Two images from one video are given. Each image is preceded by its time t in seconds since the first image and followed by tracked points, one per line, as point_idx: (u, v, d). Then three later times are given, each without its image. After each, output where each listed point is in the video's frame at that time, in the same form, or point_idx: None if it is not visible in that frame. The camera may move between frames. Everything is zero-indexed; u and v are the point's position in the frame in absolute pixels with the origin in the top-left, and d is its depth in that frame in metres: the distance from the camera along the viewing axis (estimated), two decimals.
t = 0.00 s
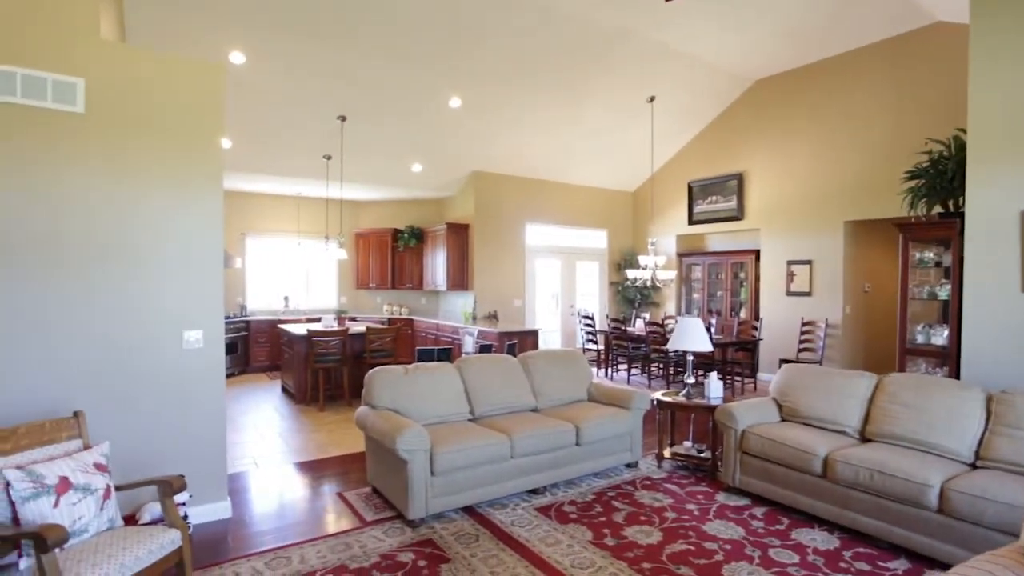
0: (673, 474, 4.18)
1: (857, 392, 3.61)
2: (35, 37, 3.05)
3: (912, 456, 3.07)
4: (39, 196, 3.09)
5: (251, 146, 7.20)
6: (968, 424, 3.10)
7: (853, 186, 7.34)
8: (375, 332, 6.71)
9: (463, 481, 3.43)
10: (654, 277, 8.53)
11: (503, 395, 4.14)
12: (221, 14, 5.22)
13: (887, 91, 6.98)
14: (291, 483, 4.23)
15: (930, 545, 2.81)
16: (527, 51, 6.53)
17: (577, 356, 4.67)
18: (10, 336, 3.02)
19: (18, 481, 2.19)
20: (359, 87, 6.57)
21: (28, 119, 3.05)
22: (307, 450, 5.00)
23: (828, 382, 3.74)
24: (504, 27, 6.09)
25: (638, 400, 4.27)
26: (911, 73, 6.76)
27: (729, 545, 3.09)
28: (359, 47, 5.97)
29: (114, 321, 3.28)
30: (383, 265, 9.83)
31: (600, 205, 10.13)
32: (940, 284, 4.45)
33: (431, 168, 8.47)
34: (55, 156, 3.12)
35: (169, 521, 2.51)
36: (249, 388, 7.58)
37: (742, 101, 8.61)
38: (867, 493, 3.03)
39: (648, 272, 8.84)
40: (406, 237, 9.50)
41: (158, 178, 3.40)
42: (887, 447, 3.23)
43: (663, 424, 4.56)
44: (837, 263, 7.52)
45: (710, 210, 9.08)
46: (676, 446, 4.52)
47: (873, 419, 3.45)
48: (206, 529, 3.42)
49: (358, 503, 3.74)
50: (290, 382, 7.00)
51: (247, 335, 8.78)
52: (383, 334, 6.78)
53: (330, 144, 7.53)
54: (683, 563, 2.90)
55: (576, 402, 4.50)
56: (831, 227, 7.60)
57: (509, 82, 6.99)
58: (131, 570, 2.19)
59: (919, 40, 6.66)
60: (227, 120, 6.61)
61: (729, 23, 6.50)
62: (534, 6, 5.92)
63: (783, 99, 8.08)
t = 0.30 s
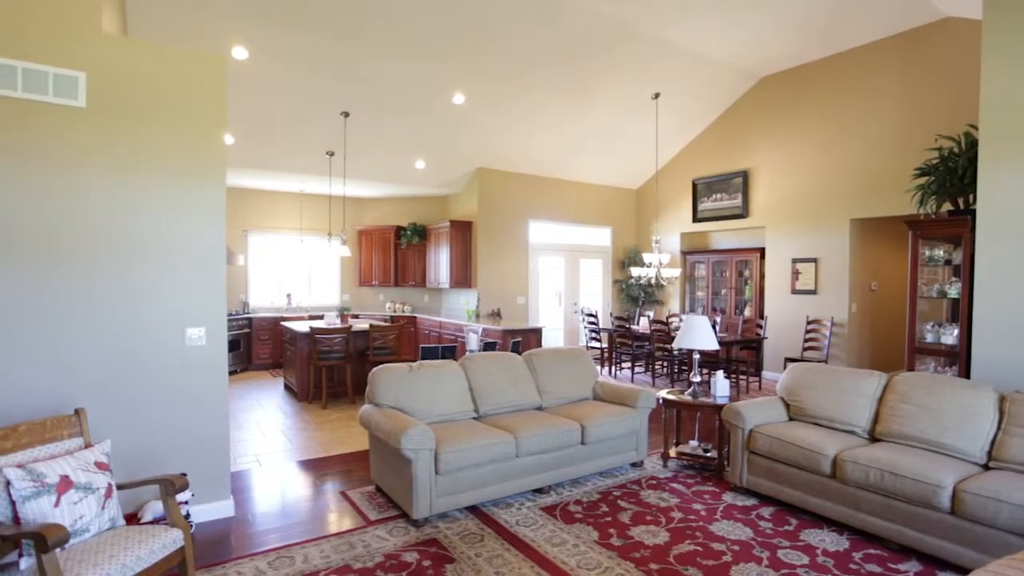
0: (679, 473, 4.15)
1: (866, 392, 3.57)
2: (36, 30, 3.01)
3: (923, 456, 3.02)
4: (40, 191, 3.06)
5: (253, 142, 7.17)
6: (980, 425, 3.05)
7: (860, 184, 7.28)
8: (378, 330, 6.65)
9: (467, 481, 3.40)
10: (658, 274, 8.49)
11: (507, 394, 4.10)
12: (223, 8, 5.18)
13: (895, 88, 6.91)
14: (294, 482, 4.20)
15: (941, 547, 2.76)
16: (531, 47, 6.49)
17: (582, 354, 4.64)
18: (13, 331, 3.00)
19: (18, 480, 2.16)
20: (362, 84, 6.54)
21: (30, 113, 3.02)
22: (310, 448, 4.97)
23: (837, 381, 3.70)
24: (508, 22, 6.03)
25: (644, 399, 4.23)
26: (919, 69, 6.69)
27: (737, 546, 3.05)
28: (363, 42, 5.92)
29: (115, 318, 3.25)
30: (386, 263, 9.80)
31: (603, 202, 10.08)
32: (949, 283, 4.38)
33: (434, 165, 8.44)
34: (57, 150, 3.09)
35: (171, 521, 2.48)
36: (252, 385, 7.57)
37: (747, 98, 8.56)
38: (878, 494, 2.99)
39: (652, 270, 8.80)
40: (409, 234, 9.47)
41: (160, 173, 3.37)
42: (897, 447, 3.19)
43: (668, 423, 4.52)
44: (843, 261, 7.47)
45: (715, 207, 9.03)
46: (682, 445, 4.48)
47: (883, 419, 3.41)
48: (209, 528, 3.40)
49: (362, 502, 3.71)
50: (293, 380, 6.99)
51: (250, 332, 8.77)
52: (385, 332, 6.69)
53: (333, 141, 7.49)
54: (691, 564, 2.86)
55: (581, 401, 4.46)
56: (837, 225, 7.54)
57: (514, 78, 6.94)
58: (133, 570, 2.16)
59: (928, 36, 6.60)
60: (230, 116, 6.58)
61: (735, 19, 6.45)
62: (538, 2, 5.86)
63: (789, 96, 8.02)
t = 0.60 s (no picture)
0: (685, 474, 4.10)
1: (877, 392, 3.52)
2: (37, 24, 2.97)
3: (935, 459, 2.97)
4: (41, 188, 3.02)
5: (256, 140, 7.13)
6: (994, 427, 3.00)
7: (865, 183, 7.24)
8: (381, 329, 6.60)
9: (472, 482, 3.35)
10: (662, 274, 8.44)
11: (512, 394, 4.06)
12: (225, 4, 5.13)
13: (903, 86, 6.85)
14: (296, 482, 4.16)
15: (956, 552, 2.71)
16: (535, 45, 6.44)
17: (587, 354, 4.60)
18: (13, 328, 2.96)
19: (17, 481, 2.12)
20: (365, 81, 6.49)
21: (30, 108, 2.98)
22: (312, 447, 4.94)
23: (846, 382, 3.65)
24: (512, 19, 5.98)
25: (649, 399, 4.19)
26: (927, 66, 6.63)
27: (747, 549, 3.00)
28: (366, 39, 5.87)
29: (116, 317, 3.21)
30: (389, 261, 9.76)
31: (606, 201, 10.03)
32: (960, 282, 4.34)
33: (437, 163, 8.39)
34: (57, 146, 3.05)
35: (172, 522, 2.44)
36: (253, 384, 7.53)
37: (752, 96, 8.50)
38: (889, 497, 2.94)
39: (656, 269, 8.75)
40: (412, 232, 9.42)
41: (162, 169, 3.33)
42: (909, 449, 3.14)
43: (674, 423, 4.47)
44: (849, 261, 7.41)
45: (719, 206, 8.99)
46: (688, 445, 4.43)
47: (894, 420, 3.36)
48: (210, 529, 3.35)
49: (365, 503, 3.67)
50: (295, 379, 6.95)
51: (251, 330, 8.72)
52: (388, 331, 6.65)
53: (335, 138, 7.45)
54: (699, 567, 2.82)
55: (585, 401, 4.42)
56: (843, 225, 7.49)
57: (518, 76, 6.89)
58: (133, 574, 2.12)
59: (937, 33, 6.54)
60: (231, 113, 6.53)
61: (742, 17, 6.39)
62: None
63: (794, 94, 7.97)
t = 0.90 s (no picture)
0: (693, 476, 4.05)
1: (888, 394, 3.47)
2: (40, 19, 2.94)
3: (950, 462, 2.92)
4: (43, 185, 2.98)
5: (259, 138, 7.10)
6: (1009, 429, 2.95)
7: (872, 183, 7.18)
8: (384, 329, 6.56)
9: (478, 484, 3.31)
10: (666, 274, 8.39)
11: (518, 395, 4.01)
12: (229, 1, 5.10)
13: (911, 85, 6.80)
14: (299, 483, 4.12)
15: (972, 556, 2.66)
16: (541, 44, 6.40)
17: (594, 355, 4.55)
18: (14, 327, 2.92)
19: (17, 483, 2.08)
20: (369, 79, 6.46)
21: (33, 105, 2.94)
22: (316, 448, 4.90)
23: (857, 384, 3.60)
24: (517, 17, 5.94)
25: (657, 400, 4.15)
26: (935, 65, 6.57)
27: (758, 553, 2.96)
28: (370, 37, 5.84)
29: (119, 316, 3.17)
30: (392, 261, 9.72)
31: (610, 201, 9.99)
32: (972, 283, 4.27)
33: (441, 163, 8.36)
34: (59, 143, 3.01)
35: (175, 525, 2.40)
36: (256, 384, 7.50)
37: (758, 95, 8.45)
38: (903, 500, 2.90)
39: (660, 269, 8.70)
40: (415, 232, 9.37)
41: (165, 167, 3.29)
42: (922, 452, 3.09)
43: (682, 425, 4.42)
44: (855, 261, 7.35)
45: (724, 206, 8.94)
46: (695, 447, 4.39)
47: (906, 422, 3.31)
48: (214, 531, 3.32)
49: (370, 505, 3.62)
50: (298, 379, 6.92)
51: (254, 330, 8.68)
52: (392, 331, 6.63)
53: (339, 137, 7.41)
54: (710, 572, 2.77)
55: (592, 402, 4.37)
56: (850, 225, 7.43)
57: (522, 74, 6.85)
58: None
59: (946, 32, 6.49)
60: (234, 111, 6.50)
61: (748, 15, 6.34)
62: None
63: (801, 93, 7.92)
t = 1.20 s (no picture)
0: (701, 480, 4.00)
1: (901, 397, 3.41)
2: (43, 18, 2.92)
3: (965, 467, 2.87)
4: (46, 185, 2.96)
5: (263, 139, 7.09)
6: None
7: (880, 184, 7.12)
8: (388, 330, 6.53)
9: (484, 488, 3.26)
10: (672, 275, 8.34)
11: (524, 397, 3.97)
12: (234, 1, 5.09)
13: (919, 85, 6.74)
14: (303, 486, 4.09)
15: (989, 564, 2.61)
16: (546, 44, 6.37)
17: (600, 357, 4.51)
18: (15, 327, 2.89)
19: (18, 486, 2.05)
20: (373, 79, 6.44)
21: (36, 104, 2.92)
22: (320, 450, 4.86)
23: (869, 386, 3.54)
24: (522, 17, 5.91)
25: (664, 403, 4.10)
26: (944, 64, 6.51)
27: (769, 558, 2.91)
28: (374, 37, 5.82)
29: (121, 317, 3.14)
30: (396, 262, 9.69)
31: (614, 202, 9.95)
32: (984, 285, 4.23)
33: (445, 163, 8.33)
34: (63, 143, 2.99)
35: (178, 530, 2.36)
36: (259, 386, 7.48)
37: (763, 96, 8.40)
38: (917, 505, 2.84)
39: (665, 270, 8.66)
40: (419, 233, 9.34)
41: (169, 167, 3.26)
42: (936, 456, 3.04)
43: (689, 428, 4.37)
44: (862, 262, 7.29)
45: (730, 207, 8.89)
46: (703, 450, 4.34)
47: (919, 425, 3.26)
48: (216, 535, 3.28)
49: (375, 508, 3.58)
50: (301, 380, 6.88)
51: (258, 332, 8.67)
52: (396, 332, 6.59)
53: (343, 138, 7.39)
54: None
55: (598, 405, 4.33)
56: (857, 226, 7.37)
57: (527, 74, 6.81)
58: None
59: (954, 31, 6.42)
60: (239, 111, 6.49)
61: (754, 15, 6.30)
62: None
63: (807, 93, 7.86)
